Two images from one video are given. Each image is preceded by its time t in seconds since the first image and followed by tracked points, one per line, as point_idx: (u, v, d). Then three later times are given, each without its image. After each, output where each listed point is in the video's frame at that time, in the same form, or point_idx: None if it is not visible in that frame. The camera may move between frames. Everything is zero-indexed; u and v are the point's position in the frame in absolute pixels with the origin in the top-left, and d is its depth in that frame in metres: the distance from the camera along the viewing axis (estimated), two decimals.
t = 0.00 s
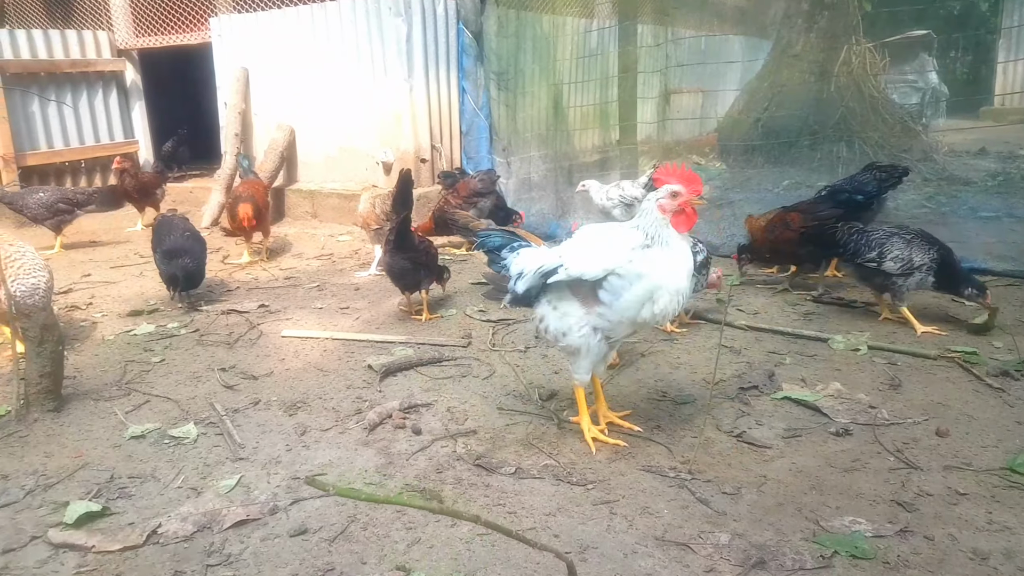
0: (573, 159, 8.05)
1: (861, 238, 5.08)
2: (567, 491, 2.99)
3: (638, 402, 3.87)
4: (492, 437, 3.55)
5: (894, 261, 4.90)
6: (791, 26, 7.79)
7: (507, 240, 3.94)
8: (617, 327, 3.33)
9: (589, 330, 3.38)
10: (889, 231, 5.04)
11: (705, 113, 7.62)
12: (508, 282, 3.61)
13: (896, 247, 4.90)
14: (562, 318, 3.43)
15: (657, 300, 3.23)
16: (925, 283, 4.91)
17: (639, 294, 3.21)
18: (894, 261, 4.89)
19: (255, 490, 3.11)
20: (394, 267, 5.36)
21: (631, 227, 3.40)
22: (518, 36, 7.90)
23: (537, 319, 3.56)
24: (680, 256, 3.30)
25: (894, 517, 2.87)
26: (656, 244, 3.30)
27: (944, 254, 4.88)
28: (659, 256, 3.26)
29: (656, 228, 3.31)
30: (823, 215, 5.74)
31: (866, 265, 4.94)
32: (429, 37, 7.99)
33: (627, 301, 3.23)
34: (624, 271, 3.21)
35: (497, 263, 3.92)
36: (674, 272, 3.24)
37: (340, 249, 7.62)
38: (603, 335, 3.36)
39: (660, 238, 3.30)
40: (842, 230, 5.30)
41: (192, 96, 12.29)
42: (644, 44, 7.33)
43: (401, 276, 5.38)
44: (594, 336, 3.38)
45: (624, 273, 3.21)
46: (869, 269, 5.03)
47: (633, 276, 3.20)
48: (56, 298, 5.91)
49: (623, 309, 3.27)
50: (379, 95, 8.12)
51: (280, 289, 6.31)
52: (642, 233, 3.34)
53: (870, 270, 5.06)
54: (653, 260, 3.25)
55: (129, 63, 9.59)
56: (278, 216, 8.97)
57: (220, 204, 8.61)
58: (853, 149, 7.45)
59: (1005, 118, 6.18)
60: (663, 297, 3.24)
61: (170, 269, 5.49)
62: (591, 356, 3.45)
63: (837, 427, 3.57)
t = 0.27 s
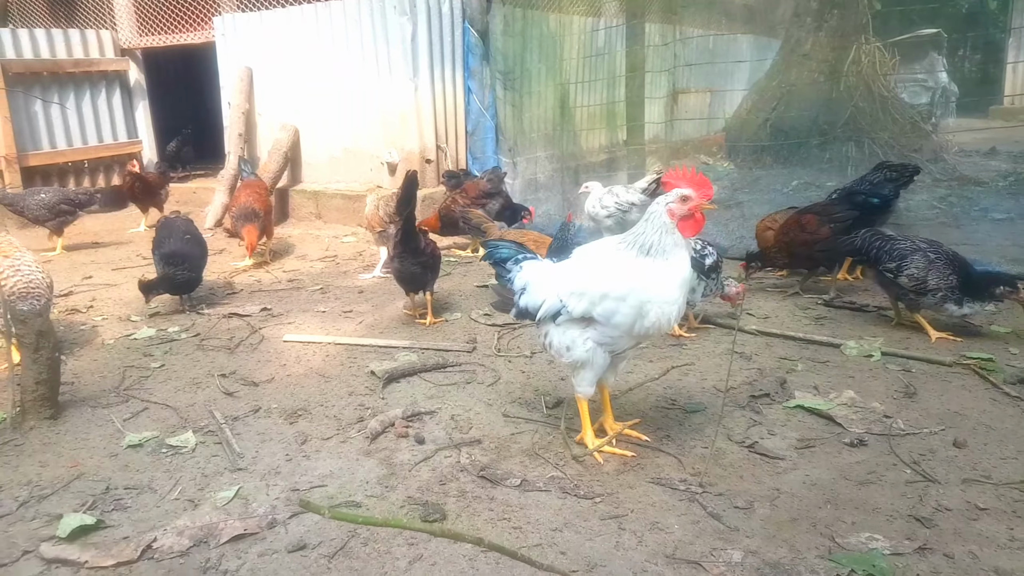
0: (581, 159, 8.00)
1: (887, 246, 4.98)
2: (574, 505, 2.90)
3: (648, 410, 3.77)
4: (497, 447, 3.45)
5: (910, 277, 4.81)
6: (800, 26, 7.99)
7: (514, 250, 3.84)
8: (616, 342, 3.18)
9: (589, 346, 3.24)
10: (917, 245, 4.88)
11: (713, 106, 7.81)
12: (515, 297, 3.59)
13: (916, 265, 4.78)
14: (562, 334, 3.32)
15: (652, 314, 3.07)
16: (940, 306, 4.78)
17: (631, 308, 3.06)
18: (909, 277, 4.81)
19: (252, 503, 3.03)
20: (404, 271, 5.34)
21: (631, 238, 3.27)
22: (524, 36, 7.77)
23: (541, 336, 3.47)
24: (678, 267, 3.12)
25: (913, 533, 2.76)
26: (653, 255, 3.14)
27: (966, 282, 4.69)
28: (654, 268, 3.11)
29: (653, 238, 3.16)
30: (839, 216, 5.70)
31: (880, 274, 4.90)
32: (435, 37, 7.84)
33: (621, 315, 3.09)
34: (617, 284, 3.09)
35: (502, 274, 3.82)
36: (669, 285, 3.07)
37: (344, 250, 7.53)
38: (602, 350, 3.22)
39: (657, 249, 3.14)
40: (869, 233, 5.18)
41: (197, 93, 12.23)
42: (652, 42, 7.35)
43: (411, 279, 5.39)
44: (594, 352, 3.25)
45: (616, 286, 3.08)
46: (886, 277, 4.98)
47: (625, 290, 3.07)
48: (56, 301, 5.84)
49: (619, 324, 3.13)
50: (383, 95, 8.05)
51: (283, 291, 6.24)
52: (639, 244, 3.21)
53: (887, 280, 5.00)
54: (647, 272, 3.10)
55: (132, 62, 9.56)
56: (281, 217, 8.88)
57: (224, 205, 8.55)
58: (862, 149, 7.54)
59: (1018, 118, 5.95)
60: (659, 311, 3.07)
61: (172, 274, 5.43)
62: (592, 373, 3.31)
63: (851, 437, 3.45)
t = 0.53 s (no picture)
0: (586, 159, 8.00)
1: (902, 245, 4.90)
2: (580, 516, 2.80)
3: (655, 417, 3.67)
4: (501, 454, 3.37)
5: (922, 276, 4.71)
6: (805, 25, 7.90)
7: (519, 255, 3.75)
8: (619, 349, 3.07)
9: (594, 356, 3.15)
10: (932, 245, 4.77)
11: (719, 110, 7.85)
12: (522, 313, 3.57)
13: (931, 265, 4.67)
14: (568, 347, 3.25)
15: (650, 317, 2.96)
16: (947, 309, 4.67)
17: (627, 313, 2.96)
18: (921, 277, 4.71)
19: (249, 512, 2.95)
20: (410, 268, 5.27)
21: (625, 241, 3.21)
22: (529, 34, 7.68)
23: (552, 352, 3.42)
24: (672, 264, 3.00)
25: (932, 545, 2.65)
26: (645, 255, 3.06)
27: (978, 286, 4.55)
28: (648, 269, 3.01)
29: (644, 237, 3.08)
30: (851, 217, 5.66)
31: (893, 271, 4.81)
32: (438, 34, 7.72)
33: (618, 321, 2.99)
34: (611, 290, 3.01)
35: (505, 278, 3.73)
36: (664, 284, 2.96)
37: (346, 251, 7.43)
38: (608, 359, 3.12)
39: (649, 248, 3.06)
40: (886, 231, 5.12)
41: (201, 92, 12.18)
42: (658, 40, 7.37)
43: (418, 275, 5.32)
44: (600, 362, 3.15)
45: (611, 292, 3.01)
46: (899, 276, 4.89)
47: (620, 294, 2.98)
48: (55, 302, 5.77)
49: (619, 331, 3.03)
50: (386, 93, 7.95)
51: (284, 292, 6.15)
52: (632, 246, 3.13)
53: (899, 278, 4.90)
54: (640, 274, 3.01)
55: (133, 61, 9.50)
56: (283, 217, 8.79)
57: (225, 205, 8.47)
58: (869, 147, 7.51)
59: None
60: (657, 313, 2.96)
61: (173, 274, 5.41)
62: (600, 382, 3.20)
63: (865, 445, 3.34)
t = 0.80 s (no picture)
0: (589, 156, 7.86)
1: (910, 242, 4.85)
2: (586, 520, 2.73)
3: (662, 417, 3.60)
4: (505, 455, 3.29)
5: (932, 275, 4.63)
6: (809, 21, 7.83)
7: (525, 252, 3.64)
8: (625, 348, 3.00)
9: (598, 356, 3.08)
10: (940, 242, 4.70)
11: (721, 105, 7.80)
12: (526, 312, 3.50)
13: (938, 263, 4.59)
14: (572, 347, 3.19)
15: (654, 314, 2.88)
16: (964, 305, 4.57)
17: (630, 310, 2.89)
18: (931, 276, 4.62)
19: (248, 515, 2.88)
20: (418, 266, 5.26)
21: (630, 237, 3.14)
22: (532, 30, 7.58)
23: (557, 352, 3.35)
24: (676, 260, 2.92)
25: (949, 550, 2.57)
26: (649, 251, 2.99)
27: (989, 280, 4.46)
28: (651, 265, 2.93)
29: (649, 232, 3.01)
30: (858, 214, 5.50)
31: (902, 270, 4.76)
32: (440, 31, 7.60)
33: (622, 319, 2.92)
34: (615, 288, 2.95)
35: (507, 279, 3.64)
36: (668, 281, 2.88)
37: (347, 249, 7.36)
38: (612, 359, 3.05)
39: (653, 243, 2.98)
40: (897, 227, 5.07)
41: (203, 89, 12.14)
42: (662, 35, 7.28)
43: (426, 271, 5.31)
44: (604, 362, 3.08)
45: (615, 290, 2.94)
46: (910, 275, 4.82)
47: (624, 292, 2.91)
48: (53, 300, 5.71)
49: (623, 330, 2.96)
50: (387, 89, 7.89)
51: (284, 290, 6.09)
52: (636, 242, 3.06)
53: (911, 277, 4.82)
54: (645, 270, 2.93)
55: (134, 57, 9.43)
56: (284, 215, 8.73)
57: (225, 202, 8.39)
58: (875, 145, 7.34)
59: None
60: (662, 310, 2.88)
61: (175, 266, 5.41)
62: (605, 382, 3.13)
63: (878, 446, 3.26)
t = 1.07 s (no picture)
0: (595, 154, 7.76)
1: (921, 241, 4.77)
2: (595, 528, 2.67)
3: (671, 421, 3.54)
4: (511, 460, 3.23)
5: (946, 273, 4.55)
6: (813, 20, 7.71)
7: (532, 252, 3.57)
8: (636, 352, 2.93)
9: (608, 361, 3.01)
10: (952, 239, 4.63)
11: (727, 103, 7.83)
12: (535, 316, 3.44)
13: (951, 259, 4.51)
14: (582, 352, 3.12)
15: (664, 317, 2.81)
16: (981, 302, 4.49)
17: (639, 314, 2.83)
18: (944, 274, 4.55)
19: (248, 522, 2.82)
20: (427, 259, 5.29)
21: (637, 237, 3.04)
22: (536, 28, 7.59)
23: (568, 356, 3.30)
24: (686, 260, 2.83)
25: (969, 560, 2.50)
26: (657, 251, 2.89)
27: (1005, 274, 4.36)
28: (660, 266, 2.84)
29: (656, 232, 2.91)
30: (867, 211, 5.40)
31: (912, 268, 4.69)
32: (444, 28, 7.51)
33: (632, 323, 2.85)
34: (624, 291, 2.88)
35: (512, 280, 3.57)
36: (678, 283, 2.79)
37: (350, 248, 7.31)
38: (623, 363, 2.98)
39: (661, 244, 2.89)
40: (909, 223, 4.99)
41: (207, 86, 12.11)
42: (667, 33, 7.25)
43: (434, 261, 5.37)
44: (614, 367, 3.01)
45: (624, 293, 2.87)
46: (924, 274, 4.74)
47: (633, 296, 2.84)
48: (53, 300, 5.66)
49: (634, 334, 2.89)
50: (391, 87, 7.79)
51: (286, 290, 6.02)
52: (644, 242, 2.97)
53: (924, 275, 4.74)
54: (652, 272, 2.85)
55: (137, 55, 9.37)
56: (287, 214, 8.67)
57: (228, 201, 8.32)
58: (880, 143, 7.38)
59: None
60: (672, 313, 2.80)
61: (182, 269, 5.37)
62: (616, 387, 3.07)
63: (892, 452, 3.19)
